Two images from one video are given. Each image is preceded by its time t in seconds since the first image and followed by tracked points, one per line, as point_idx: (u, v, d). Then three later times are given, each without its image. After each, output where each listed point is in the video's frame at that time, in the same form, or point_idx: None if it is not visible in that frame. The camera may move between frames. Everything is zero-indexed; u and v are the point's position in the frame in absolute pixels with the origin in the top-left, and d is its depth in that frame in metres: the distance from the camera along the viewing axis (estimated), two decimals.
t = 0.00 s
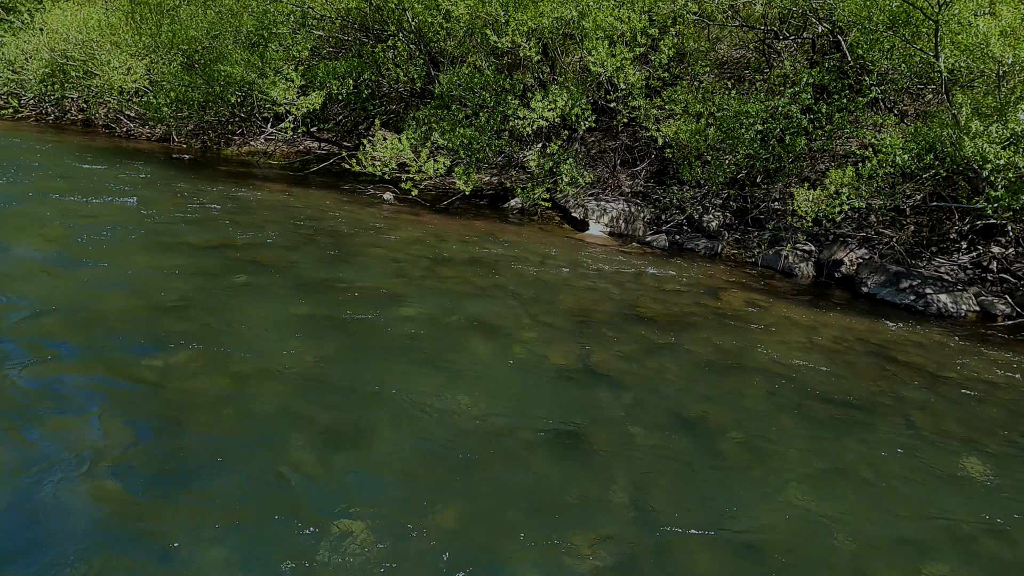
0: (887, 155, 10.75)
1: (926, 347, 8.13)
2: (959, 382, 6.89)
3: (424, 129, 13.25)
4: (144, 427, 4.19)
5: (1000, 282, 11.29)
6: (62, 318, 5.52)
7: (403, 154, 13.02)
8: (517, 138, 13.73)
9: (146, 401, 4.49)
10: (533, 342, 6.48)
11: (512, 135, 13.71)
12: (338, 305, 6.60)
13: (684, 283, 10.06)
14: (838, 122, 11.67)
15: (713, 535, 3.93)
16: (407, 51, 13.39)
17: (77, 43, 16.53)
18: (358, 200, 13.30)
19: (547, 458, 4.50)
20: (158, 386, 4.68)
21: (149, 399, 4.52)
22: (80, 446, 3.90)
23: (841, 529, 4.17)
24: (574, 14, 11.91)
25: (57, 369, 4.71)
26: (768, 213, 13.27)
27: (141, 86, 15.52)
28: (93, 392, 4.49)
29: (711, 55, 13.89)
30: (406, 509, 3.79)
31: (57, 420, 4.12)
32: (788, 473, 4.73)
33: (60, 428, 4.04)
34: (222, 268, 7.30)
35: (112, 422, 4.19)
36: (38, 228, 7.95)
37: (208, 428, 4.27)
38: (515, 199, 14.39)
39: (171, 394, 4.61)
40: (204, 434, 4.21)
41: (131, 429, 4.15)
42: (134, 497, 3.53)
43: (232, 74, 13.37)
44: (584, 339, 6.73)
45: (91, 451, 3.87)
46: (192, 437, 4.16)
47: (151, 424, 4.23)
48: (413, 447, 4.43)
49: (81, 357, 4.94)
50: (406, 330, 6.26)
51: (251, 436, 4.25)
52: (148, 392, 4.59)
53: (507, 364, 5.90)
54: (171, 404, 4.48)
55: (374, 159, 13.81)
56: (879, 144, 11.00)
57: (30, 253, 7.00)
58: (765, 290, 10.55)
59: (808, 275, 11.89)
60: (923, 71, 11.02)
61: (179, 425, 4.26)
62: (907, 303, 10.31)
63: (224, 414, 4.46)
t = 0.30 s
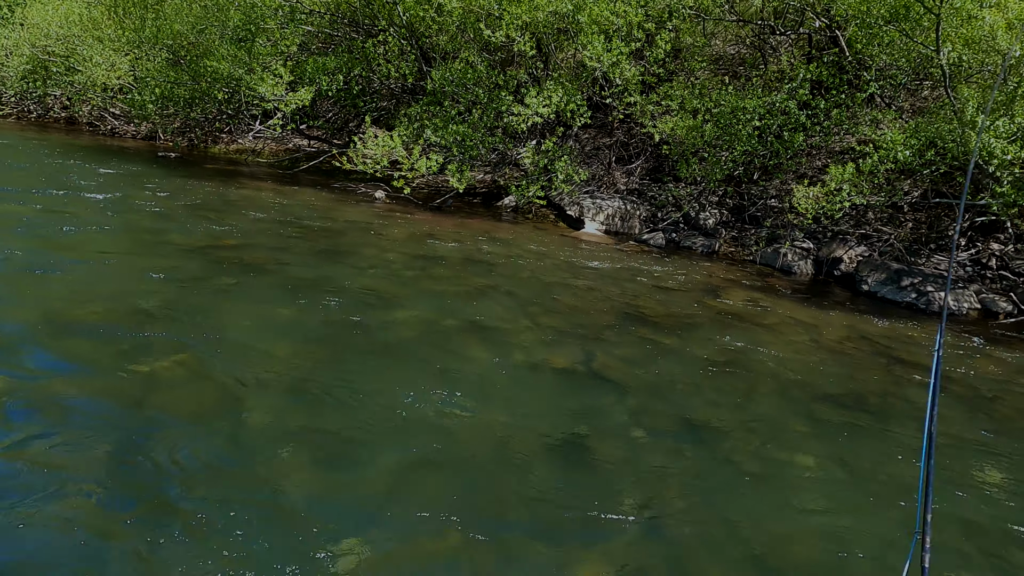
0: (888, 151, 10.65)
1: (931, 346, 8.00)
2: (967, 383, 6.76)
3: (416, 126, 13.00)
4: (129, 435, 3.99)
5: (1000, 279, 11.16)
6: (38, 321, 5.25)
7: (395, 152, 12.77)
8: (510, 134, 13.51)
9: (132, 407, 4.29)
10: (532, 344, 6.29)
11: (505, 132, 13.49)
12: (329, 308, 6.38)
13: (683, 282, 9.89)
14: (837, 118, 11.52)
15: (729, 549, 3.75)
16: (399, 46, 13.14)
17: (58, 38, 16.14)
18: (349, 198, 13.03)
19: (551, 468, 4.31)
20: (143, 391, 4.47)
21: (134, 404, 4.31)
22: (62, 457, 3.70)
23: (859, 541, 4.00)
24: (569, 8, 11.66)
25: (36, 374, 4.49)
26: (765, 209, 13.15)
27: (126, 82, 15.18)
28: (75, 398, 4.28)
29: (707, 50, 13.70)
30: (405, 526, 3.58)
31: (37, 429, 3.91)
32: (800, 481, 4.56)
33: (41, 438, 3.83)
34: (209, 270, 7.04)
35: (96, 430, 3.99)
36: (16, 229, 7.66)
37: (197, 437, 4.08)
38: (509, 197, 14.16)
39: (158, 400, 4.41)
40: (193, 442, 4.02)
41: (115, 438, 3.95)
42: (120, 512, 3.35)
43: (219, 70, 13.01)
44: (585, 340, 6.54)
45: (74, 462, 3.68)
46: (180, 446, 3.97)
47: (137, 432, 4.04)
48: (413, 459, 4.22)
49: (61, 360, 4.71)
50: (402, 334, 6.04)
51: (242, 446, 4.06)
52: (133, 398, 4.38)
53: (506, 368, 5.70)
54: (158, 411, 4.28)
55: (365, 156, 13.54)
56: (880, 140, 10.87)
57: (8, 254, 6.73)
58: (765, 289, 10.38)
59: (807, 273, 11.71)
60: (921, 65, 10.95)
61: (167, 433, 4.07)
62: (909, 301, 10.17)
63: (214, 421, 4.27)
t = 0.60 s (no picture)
0: (883, 148, 10.63)
1: (931, 346, 7.94)
2: (970, 383, 6.69)
3: (407, 125, 12.79)
4: (123, 448, 3.85)
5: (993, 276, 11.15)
6: (21, 331, 5.05)
7: (385, 152, 12.58)
8: (502, 133, 13.35)
9: (125, 419, 4.15)
10: (532, 349, 6.15)
11: (497, 131, 13.33)
12: (324, 314, 6.20)
13: (680, 282, 9.78)
14: (830, 115, 11.48)
15: (742, 563, 3.62)
16: (388, 45, 12.94)
17: (38, 37, 15.78)
18: (339, 199, 12.81)
19: (558, 481, 4.17)
20: (136, 402, 4.33)
21: (128, 416, 4.18)
22: (54, 472, 3.56)
23: (876, 551, 3.89)
24: (562, 5, 11.47)
25: (23, 387, 4.32)
26: (758, 208, 13.25)
27: (108, 82, 14.88)
28: (65, 410, 4.13)
29: (699, 48, 13.61)
30: (411, 544, 3.44)
31: (28, 445, 3.76)
32: (812, 488, 4.45)
33: (31, 453, 3.68)
34: (197, 276, 6.83)
35: (88, 443, 3.85)
36: None
37: (194, 450, 3.95)
38: (501, 197, 14.01)
39: (152, 411, 4.26)
40: (189, 455, 3.89)
41: (109, 452, 3.80)
42: (118, 527, 3.22)
43: (204, 70, 12.70)
44: (585, 344, 6.41)
45: (67, 477, 3.54)
46: (177, 458, 3.84)
47: (132, 445, 3.90)
48: (417, 474, 4.08)
49: (49, 371, 4.54)
50: (397, 340, 5.88)
51: (240, 460, 3.92)
52: (126, 410, 4.24)
53: (507, 375, 5.56)
54: (152, 424, 4.13)
55: (355, 157, 13.33)
56: (876, 138, 10.88)
57: None
58: (761, 288, 10.29)
59: (802, 271, 11.62)
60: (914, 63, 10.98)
61: (163, 446, 3.94)
62: (905, 299, 10.12)
63: (211, 433, 4.13)
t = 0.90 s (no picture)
0: (880, 147, 10.62)
1: (932, 346, 7.92)
2: (975, 383, 6.66)
3: (399, 127, 12.62)
4: (120, 471, 3.73)
5: (989, 273, 11.17)
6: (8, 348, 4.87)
7: (378, 155, 12.44)
8: (496, 134, 13.23)
9: (121, 440, 4.01)
10: (536, 357, 6.05)
11: (491, 132, 13.22)
12: (322, 324, 6.10)
13: (678, 284, 9.72)
14: (826, 114, 11.45)
15: None
16: (379, 46, 12.77)
17: (21, 41, 15.48)
18: (332, 203, 12.67)
19: (568, 493, 4.08)
20: (131, 422, 4.19)
21: (123, 437, 4.04)
22: (49, 502, 3.43)
23: (896, 562, 3.82)
24: (557, 5, 11.33)
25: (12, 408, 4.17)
26: (754, 207, 13.10)
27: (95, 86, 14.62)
28: (59, 432, 3.99)
29: (692, 47, 13.55)
30: (420, 563, 3.36)
31: (20, 472, 3.63)
32: (826, 497, 4.38)
33: (23, 482, 3.54)
34: (191, 285, 6.70)
35: (84, 467, 3.72)
36: None
37: (194, 471, 3.82)
38: (495, 199, 13.90)
39: (148, 431, 4.13)
40: (194, 470, 3.83)
41: (106, 476, 3.67)
42: (120, 544, 3.22)
43: (193, 73, 12.46)
44: (589, 350, 6.32)
45: (63, 506, 3.41)
46: (178, 481, 3.72)
47: (130, 468, 3.77)
48: (426, 489, 3.98)
49: (38, 391, 4.39)
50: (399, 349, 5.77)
51: (244, 481, 3.80)
52: (122, 430, 4.10)
53: (511, 385, 5.46)
54: (150, 444, 4.01)
55: (347, 160, 13.17)
56: (873, 136, 10.86)
57: None
58: (760, 289, 10.23)
59: (799, 271, 11.57)
60: (908, 60, 10.99)
61: (162, 467, 3.82)
62: (904, 298, 10.09)
63: (210, 453, 4.00)
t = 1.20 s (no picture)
0: (880, 148, 10.59)
1: (937, 347, 7.88)
2: (982, 385, 6.62)
3: (396, 131, 12.51)
4: (121, 483, 3.68)
5: (989, 272, 11.26)
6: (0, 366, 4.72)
7: (374, 159, 12.32)
8: (492, 138, 13.13)
9: (119, 460, 3.88)
10: (541, 366, 5.96)
11: (487, 136, 13.13)
12: (324, 335, 6.00)
13: (680, 287, 9.66)
14: (823, 114, 11.42)
15: None
16: (374, 50, 12.64)
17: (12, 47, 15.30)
18: (328, 209, 12.55)
19: (582, 507, 4.01)
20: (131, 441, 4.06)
21: (119, 458, 3.90)
22: (45, 527, 3.29)
23: None
24: (554, 7, 11.25)
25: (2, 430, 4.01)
26: (752, 208, 13.09)
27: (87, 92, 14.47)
28: (52, 453, 3.85)
29: (689, 48, 13.49)
30: None
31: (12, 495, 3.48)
32: (843, 509, 4.31)
33: (15, 507, 3.40)
34: (189, 296, 6.58)
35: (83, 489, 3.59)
36: None
37: (194, 492, 3.70)
38: (492, 202, 13.81)
39: (147, 450, 4.01)
40: (199, 479, 3.82)
41: (104, 498, 3.54)
42: (123, 550, 3.21)
43: (187, 78, 12.37)
44: (595, 358, 6.24)
45: (59, 531, 3.27)
46: (178, 502, 3.60)
47: (128, 490, 3.64)
48: (437, 506, 3.91)
49: (29, 410, 4.23)
50: (403, 360, 5.68)
51: (246, 502, 3.67)
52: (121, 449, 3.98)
53: (518, 396, 5.38)
54: (149, 464, 3.88)
55: (343, 164, 13.04)
56: (873, 137, 10.83)
57: None
58: (761, 291, 10.18)
59: (799, 272, 11.53)
60: (905, 59, 11.00)
61: (162, 488, 3.69)
62: (905, 299, 10.07)
63: (210, 472, 3.88)
